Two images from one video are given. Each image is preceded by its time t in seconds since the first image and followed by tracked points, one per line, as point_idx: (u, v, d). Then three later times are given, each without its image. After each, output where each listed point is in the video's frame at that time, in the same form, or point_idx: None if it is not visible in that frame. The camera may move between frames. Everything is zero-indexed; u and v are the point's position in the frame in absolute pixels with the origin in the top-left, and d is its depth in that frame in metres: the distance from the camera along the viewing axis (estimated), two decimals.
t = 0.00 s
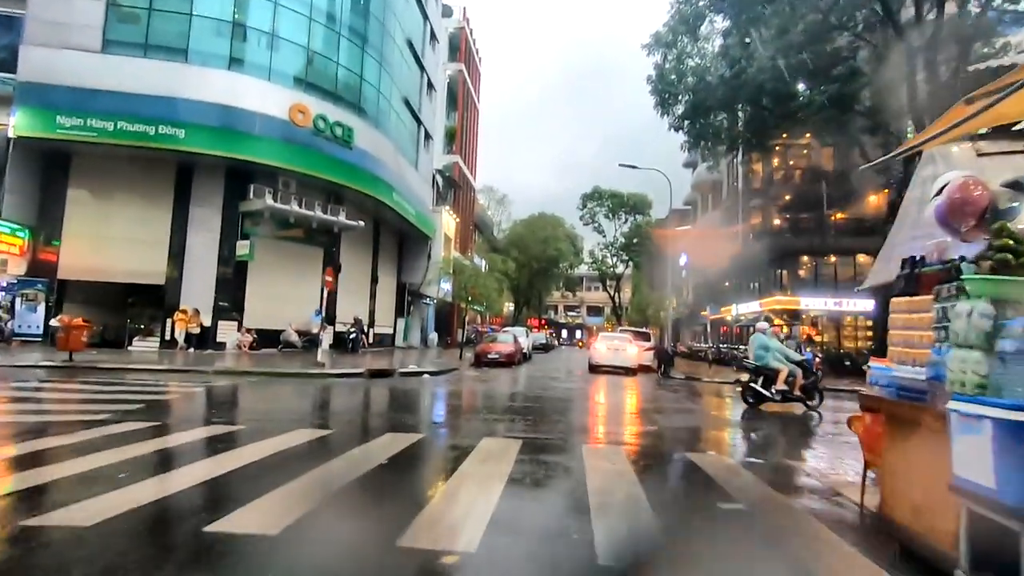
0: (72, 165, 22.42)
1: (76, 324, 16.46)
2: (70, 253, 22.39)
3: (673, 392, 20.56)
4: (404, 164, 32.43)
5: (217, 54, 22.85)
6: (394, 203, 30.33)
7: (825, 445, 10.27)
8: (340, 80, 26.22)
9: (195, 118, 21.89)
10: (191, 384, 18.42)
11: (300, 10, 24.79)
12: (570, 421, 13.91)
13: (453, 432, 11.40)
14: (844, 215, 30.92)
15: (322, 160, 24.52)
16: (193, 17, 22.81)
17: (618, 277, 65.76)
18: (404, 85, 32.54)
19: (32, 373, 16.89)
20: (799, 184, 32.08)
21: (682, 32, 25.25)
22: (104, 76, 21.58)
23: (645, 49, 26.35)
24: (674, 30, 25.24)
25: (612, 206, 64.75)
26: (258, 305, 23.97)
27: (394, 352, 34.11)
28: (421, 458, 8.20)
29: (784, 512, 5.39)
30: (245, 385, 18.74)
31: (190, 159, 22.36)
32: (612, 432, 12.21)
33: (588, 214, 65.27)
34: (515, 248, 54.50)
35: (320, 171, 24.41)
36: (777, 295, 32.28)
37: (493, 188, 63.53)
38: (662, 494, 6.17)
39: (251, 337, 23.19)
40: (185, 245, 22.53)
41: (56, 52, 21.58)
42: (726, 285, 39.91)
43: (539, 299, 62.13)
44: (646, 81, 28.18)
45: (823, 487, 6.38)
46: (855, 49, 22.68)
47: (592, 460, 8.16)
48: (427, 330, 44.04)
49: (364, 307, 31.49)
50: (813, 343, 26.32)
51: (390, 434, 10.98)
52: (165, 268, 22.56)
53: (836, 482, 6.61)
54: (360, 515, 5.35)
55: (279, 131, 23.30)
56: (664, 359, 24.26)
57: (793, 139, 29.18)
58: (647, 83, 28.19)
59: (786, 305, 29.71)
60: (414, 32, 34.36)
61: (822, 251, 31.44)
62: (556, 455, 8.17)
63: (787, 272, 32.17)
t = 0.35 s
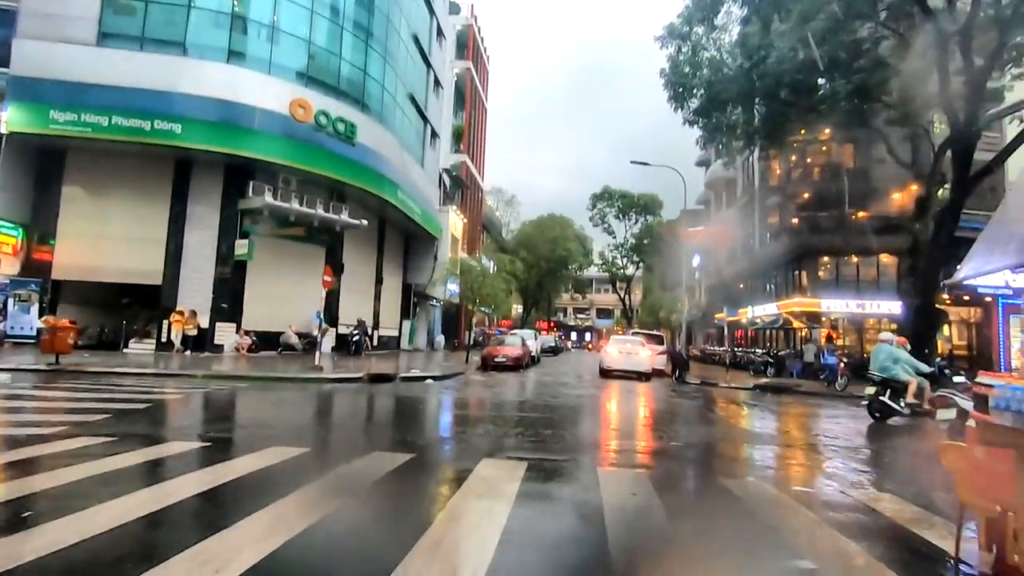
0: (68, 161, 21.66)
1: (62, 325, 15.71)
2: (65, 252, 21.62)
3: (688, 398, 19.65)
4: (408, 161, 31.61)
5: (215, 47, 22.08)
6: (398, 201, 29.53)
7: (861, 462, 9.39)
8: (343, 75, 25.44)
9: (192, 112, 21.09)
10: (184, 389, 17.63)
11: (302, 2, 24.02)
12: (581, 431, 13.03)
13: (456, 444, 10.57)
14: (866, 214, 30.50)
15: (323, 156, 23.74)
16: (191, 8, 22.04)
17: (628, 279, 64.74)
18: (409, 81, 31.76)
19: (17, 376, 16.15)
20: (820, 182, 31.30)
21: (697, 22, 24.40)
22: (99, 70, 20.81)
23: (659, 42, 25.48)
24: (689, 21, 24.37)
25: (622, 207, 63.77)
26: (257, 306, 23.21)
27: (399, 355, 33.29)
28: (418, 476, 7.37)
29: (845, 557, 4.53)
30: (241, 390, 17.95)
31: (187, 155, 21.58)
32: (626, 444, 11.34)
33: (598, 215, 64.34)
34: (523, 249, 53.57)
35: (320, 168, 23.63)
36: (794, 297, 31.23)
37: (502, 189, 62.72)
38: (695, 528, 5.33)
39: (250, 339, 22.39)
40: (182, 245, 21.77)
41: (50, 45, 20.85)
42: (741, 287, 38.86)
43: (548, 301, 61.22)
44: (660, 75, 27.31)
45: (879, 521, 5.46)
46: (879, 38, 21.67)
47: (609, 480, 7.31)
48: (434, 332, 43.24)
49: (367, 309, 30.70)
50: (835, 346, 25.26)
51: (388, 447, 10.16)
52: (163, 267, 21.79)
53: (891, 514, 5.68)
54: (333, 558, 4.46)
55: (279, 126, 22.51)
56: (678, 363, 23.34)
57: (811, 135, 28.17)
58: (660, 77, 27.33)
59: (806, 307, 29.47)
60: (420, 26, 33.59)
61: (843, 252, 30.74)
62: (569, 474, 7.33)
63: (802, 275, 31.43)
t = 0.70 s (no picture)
0: (51, 168, 20.70)
1: (36, 337, 14.85)
2: (48, 263, 20.70)
3: (700, 407, 18.70)
4: (405, 166, 30.75)
5: (203, 49, 21.31)
6: (396, 206, 28.62)
7: (900, 482, 8.46)
8: (336, 77, 24.65)
9: (179, 116, 20.22)
10: (168, 403, 16.74)
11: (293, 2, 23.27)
12: (589, 446, 12.10)
13: (454, 465, 9.66)
14: (877, 211, 29.65)
15: (316, 160, 22.88)
16: (177, 9, 21.27)
17: (632, 284, 63.81)
18: (405, 84, 31.02)
19: None
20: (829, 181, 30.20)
21: (700, 17, 23.64)
22: (82, 74, 20.00)
23: (661, 37, 24.71)
24: (692, 15, 23.59)
25: (625, 211, 62.93)
26: (248, 317, 22.34)
27: (399, 365, 32.42)
28: (406, 506, 6.47)
29: None
30: (229, 404, 17.07)
31: (175, 161, 20.73)
32: (638, 462, 10.40)
33: (600, 219, 63.44)
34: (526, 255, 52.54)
35: (313, 173, 22.76)
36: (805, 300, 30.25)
37: (503, 195, 62.10)
38: None
39: (241, 350, 21.51)
40: (170, 254, 20.89)
41: (30, 48, 20.06)
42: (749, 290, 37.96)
43: (551, 307, 60.35)
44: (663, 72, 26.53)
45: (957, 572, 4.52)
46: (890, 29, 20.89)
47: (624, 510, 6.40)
48: (435, 341, 42.40)
49: (364, 319, 29.81)
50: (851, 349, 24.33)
51: (378, 468, 9.23)
52: (150, 277, 20.92)
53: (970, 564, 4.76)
54: None
55: (269, 130, 21.67)
56: (688, 370, 22.39)
57: (819, 131, 27.37)
58: (663, 74, 26.54)
59: (820, 309, 28.66)
60: (416, 29, 32.87)
61: (855, 251, 29.72)
62: (579, 502, 6.44)
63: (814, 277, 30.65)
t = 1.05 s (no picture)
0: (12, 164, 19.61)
1: None
2: (11, 263, 19.64)
3: (698, 406, 17.86)
4: (391, 159, 29.75)
5: (174, 35, 20.22)
6: (382, 200, 27.62)
7: (929, 491, 7.59)
8: (316, 65, 23.63)
9: (148, 104, 19.13)
10: (135, 409, 15.72)
11: None
12: (583, 452, 11.17)
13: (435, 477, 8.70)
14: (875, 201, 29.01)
15: (295, 152, 21.87)
16: None
17: (625, 280, 62.97)
18: (390, 74, 30.02)
19: None
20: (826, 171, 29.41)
21: None
22: (44, 61, 18.89)
23: (654, 22, 23.80)
24: None
25: (617, 206, 62.06)
26: (225, 317, 21.29)
27: (387, 365, 31.49)
28: (373, 532, 5.51)
29: None
30: (201, 409, 16.09)
31: (144, 153, 19.63)
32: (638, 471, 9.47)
33: (592, 214, 62.54)
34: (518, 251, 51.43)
35: (292, 165, 21.76)
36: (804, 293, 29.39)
37: (493, 191, 61.17)
38: None
39: (218, 352, 20.45)
40: (140, 251, 19.77)
41: None
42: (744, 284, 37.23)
43: (543, 304, 59.45)
44: (655, 59, 25.64)
45: None
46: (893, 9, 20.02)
47: (629, 538, 5.43)
48: (425, 340, 41.47)
49: (349, 318, 28.80)
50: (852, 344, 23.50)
51: (349, 482, 8.28)
52: (119, 277, 19.80)
53: None
54: None
55: (245, 119, 20.62)
56: (686, 367, 21.49)
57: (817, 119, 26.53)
58: (655, 61, 25.65)
59: (818, 302, 27.70)
60: (400, 18, 31.86)
61: (855, 243, 29.41)
62: (572, 529, 5.51)
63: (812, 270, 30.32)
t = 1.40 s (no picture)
0: None
1: None
2: None
3: (698, 407, 17.00)
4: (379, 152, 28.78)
5: (146, 16, 19.04)
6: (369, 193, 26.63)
7: (965, 505, 6.72)
8: (298, 51, 22.58)
9: (117, 89, 18.07)
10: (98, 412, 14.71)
11: None
12: (576, 459, 10.26)
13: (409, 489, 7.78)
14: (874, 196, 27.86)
15: (275, 141, 20.89)
16: None
17: (619, 277, 62.09)
18: (377, 63, 28.99)
19: None
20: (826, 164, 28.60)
21: None
22: (5, 43, 17.78)
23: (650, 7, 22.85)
24: None
25: (611, 202, 61.16)
26: (201, 314, 20.29)
27: (374, 365, 30.52)
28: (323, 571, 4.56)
29: None
30: (170, 412, 15.10)
31: (114, 142, 18.61)
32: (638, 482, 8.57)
33: (586, 211, 61.61)
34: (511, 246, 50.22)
35: (271, 155, 20.76)
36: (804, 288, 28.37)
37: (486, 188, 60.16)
38: None
39: (192, 352, 19.38)
40: (109, 244, 18.77)
41: None
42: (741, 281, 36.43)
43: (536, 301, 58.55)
44: (652, 47, 24.72)
45: None
46: None
47: (626, 575, 4.49)
48: (415, 338, 40.50)
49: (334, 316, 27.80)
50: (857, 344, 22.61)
51: (311, 493, 7.35)
52: (87, 274, 18.75)
53: None
54: None
55: (222, 106, 19.60)
56: (684, 366, 20.60)
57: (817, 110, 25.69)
58: (652, 49, 24.73)
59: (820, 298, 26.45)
60: (388, 5, 30.79)
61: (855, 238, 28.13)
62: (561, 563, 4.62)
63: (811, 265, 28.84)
